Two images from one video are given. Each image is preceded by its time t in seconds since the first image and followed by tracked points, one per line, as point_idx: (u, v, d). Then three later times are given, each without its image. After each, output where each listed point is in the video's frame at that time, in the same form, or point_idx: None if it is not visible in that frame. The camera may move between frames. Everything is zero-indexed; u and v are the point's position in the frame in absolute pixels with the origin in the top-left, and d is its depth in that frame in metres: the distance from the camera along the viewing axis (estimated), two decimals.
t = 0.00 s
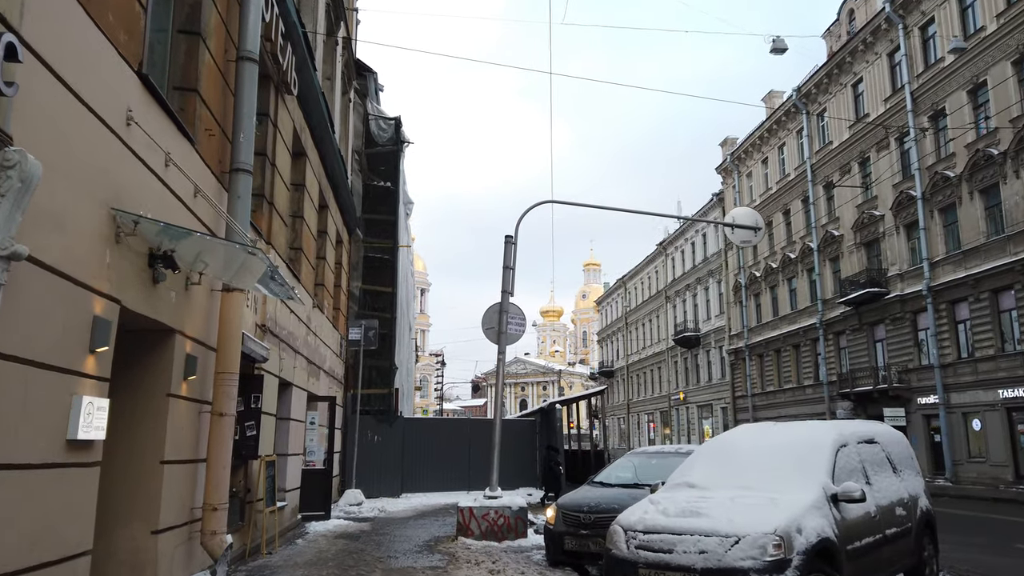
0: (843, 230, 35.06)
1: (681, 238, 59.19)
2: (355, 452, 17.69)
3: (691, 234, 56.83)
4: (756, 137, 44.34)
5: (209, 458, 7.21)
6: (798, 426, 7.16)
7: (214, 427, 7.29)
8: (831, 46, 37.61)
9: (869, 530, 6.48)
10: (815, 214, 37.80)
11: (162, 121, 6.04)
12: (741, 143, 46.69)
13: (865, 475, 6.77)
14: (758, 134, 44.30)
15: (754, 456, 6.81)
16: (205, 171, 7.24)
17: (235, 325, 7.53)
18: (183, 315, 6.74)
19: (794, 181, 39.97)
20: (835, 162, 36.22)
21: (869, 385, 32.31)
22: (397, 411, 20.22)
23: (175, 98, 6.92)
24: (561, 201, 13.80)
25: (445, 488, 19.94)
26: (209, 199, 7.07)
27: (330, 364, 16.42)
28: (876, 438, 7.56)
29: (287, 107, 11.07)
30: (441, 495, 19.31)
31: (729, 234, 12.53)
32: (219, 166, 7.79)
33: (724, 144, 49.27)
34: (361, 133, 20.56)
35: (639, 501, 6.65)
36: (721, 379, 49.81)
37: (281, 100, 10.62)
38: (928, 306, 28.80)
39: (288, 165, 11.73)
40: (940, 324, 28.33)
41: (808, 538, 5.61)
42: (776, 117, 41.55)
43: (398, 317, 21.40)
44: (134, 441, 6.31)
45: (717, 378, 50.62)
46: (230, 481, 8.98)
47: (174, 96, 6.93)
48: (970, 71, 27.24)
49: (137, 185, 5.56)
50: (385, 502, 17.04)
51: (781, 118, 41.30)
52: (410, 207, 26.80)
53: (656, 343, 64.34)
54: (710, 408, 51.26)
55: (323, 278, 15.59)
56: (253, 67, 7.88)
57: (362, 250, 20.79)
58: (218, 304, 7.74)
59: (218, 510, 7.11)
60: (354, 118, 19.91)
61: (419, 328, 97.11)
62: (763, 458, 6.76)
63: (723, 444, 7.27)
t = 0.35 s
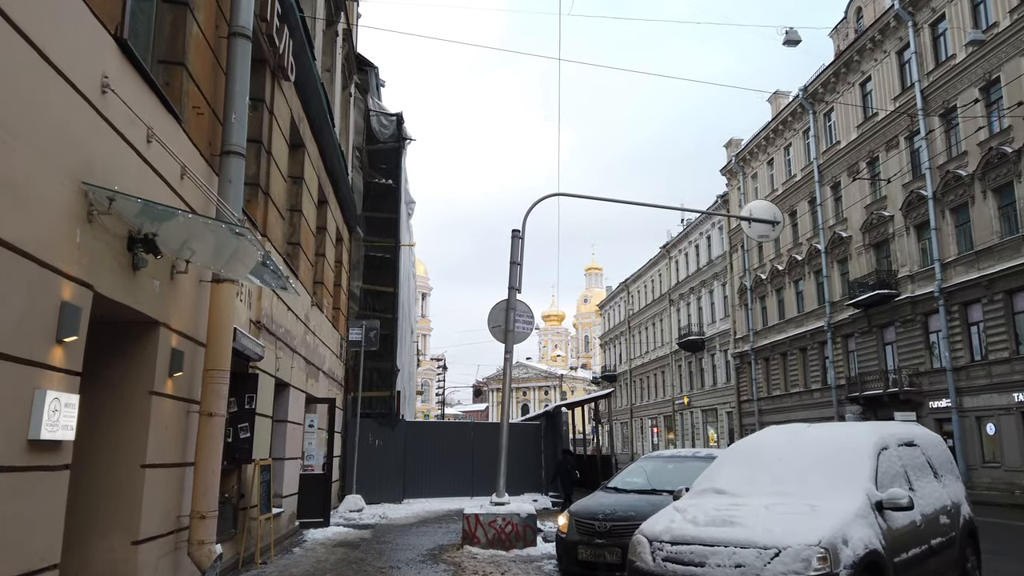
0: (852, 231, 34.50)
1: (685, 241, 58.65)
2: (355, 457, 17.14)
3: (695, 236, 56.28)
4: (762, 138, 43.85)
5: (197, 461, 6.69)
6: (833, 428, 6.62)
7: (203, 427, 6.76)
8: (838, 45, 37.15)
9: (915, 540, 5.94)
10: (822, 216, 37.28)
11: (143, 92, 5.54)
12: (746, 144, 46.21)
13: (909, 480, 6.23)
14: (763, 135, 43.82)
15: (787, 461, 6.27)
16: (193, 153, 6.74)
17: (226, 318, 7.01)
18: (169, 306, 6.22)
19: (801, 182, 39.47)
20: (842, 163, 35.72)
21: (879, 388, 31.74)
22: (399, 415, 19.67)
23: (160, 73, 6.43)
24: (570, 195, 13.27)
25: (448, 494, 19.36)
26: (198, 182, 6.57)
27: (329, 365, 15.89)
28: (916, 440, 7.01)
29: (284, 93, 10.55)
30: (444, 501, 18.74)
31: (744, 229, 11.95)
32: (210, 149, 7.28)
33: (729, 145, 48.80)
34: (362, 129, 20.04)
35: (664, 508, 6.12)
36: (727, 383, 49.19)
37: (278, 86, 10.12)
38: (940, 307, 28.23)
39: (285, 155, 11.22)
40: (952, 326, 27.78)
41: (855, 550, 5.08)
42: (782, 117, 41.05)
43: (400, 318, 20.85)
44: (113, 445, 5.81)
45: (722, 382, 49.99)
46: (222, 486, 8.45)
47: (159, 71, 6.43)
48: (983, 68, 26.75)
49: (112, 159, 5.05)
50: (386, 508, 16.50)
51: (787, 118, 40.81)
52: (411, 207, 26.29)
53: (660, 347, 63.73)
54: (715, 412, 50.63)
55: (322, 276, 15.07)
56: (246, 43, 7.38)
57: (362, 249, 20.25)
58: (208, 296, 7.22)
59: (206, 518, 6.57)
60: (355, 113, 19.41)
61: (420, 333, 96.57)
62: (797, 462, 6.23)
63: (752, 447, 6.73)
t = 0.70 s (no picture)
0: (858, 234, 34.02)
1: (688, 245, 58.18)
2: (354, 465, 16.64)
3: (698, 240, 55.81)
4: (766, 141, 43.36)
5: (179, 474, 6.17)
6: (868, 438, 6.11)
7: (186, 437, 6.24)
8: (844, 46, 36.71)
9: (962, 561, 5.42)
10: (828, 219, 36.79)
11: (118, 69, 5.05)
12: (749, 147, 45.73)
13: (952, 494, 5.72)
14: (767, 138, 43.39)
15: (820, 474, 5.76)
16: (177, 140, 6.24)
17: (212, 319, 6.49)
18: (148, 306, 5.71)
19: (806, 184, 38.98)
20: (848, 165, 35.24)
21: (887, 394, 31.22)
22: (398, 421, 19.15)
23: (139, 52, 5.92)
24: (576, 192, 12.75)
25: (449, 502, 18.79)
26: (180, 170, 6.06)
27: (327, 369, 15.39)
28: (956, 450, 6.49)
29: (279, 84, 10.06)
30: (445, 509, 18.18)
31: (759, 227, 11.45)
32: (196, 137, 6.78)
33: (732, 148, 48.35)
34: (360, 128, 19.54)
35: (687, 525, 5.63)
36: (730, 389, 48.64)
37: (272, 76, 9.63)
38: (950, 311, 27.73)
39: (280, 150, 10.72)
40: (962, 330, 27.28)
41: None
42: (787, 119, 40.56)
43: (400, 322, 20.32)
44: (84, 458, 5.30)
45: (725, 388, 49.47)
46: (210, 499, 7.94)
47: (139, 51, 5.93)
48: (993, 68, 26.29)
49: (78, 141, 4.55)
50: (385, 517, 15.97)
51: (791, 120, 40.38)
52: (412, 209, 25.79)
53: (662, 352, 63.19)
54: (718, 418, 50.08)
55: (320, 277, 14.59)
56: (235, 25, 6.87)
57: (361, 250, 19.72)
58: (193, 295, 6.71)
59: (188, 536, 6.05)
60: (354, 112, 18.92)
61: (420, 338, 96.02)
62: (831, 475, 5.72)
63: (780, 458, 6.22)
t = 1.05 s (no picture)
0: (865, 235, 33.50)
1: (689, 248, 57.67)
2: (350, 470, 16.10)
3: (700, 243, 55.31)
4: (769, 141, 42.88)
5: (155, 480, 5.61)
6: (910, 439, 5.54)
7: (162, 437, 5.67)
8: (849, 46, 36.24)
9: None
10: (833, 220, 36.27)
11: (82, 25, 4.52)
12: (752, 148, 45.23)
13: (1009, 501, 5.15)
14: (770, 138, 42.90)
15: (862, 479, 5.21)
16: (154, 113, 5.71)
17: (193, 308, 5.93)
18: (119, 292, 5.18)
19: (811, 185, 38.44)
20: (854, 165, 34.74)
21: (895, 398, 30.67)
22: (397, 424, 18.57)
23: (111, 15, 5.40)
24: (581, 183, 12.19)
25: (449, 508, 18.19)
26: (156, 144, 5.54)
27: (323, 370, 14.86)
28: (1005, 453, 5.93)
29: (270, 67, 9.54)
30: (444, 516, 17.60)
31: (776, 219, 10.86)
32: (177, 112, 6.25)
33: (735, 149, 47.88)
34: (358, 122, 19.00)
35: (717, 536, 5.10)
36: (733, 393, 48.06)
37: (263, 57, 9.10)
38: (960, 313, 27.19)
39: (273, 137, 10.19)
40: (972, 332, 26.73)
41: None
42: (791, 120, 40.09)
43: (399, 323, 19.77)
44: (45, 460, 4.75)
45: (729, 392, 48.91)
46: (194, 506, 7.38)
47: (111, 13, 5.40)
48: (1004, 65, 25.79)
49: (30, 99, 4.02)
50: (382, 524, 15.39)
51: (795, 120, 39.89)
52: (412, 208, 25.24)
53: (664, 356, 62.64)
54: (722, 422, 49.48)
55: (315, 274, 14.05)
56: None
57: (359, 249, 19.16)
58: (173, 282, 6.15)
59: (164, 547, 5.48)
60: (351, 106, 18.38)
61: (419, 342, 95.42)
62: (873, 480, 5.16)
63: (816, 462, 5.66)
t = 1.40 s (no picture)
0: (874, 231, 32.94)
1: (693, 246, 57.09)
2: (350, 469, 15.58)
3: (704, 241, 54.72)
4: (775, 137, 42.32)
5: (131, 474, 5.08)
6: (967, 431, 5.00)
7: (140, 427, 5.14)
8: (857, 39, 35.67)
9: None
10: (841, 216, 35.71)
11: None
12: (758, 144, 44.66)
13: None
14: (776, 134, 42.34)
15: (915, 475, 4.68)
16: (130, 70, 5.19)
17: (174, 285, 5.41)
18: (89, 264, 4.66)
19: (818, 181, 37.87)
20: (863, 160, 34.19)
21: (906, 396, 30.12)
22: (399, 422, 18.05)
23: None
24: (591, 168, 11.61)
25: (452, 508, 17.66)
26: (132, 104, 5.04)
27: (322, 365, 14.34)
28: None
29: (263, 41, 9.00)
30: (448, 516, 17.07)
31: (798, 203, 10.32)
32: (157, 74, 5.73)
33: (741, 145, 47.32)
34: (358, 111, 18.46)
35: (756, 537, 4.61)
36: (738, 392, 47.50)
37: (255, 29, 8.56)
38: (973, 309, 26.62)
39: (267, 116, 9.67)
40: (985, 329, 26.18)
41: None
42: (797, 115, 39.53)
43: (401, 318, 19.24)
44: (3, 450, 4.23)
45: (734, 391, 48.35)
46: (179, 505, 6.85)
47: None
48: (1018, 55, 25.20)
49: None
50: (383, 525, 14.88)
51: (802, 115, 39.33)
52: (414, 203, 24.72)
53: (667, 355, 62.08)
54: (727, 422, 48.94)
55: (314, 265, 13.52)
56: None
57: (360, 241, 18.62)
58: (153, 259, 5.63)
59: (140, 548, 4.95)
60: (351, 94, 17.84)
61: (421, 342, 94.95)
62: (929, 476, 4.63)
63: (861, 456, 5.13)
